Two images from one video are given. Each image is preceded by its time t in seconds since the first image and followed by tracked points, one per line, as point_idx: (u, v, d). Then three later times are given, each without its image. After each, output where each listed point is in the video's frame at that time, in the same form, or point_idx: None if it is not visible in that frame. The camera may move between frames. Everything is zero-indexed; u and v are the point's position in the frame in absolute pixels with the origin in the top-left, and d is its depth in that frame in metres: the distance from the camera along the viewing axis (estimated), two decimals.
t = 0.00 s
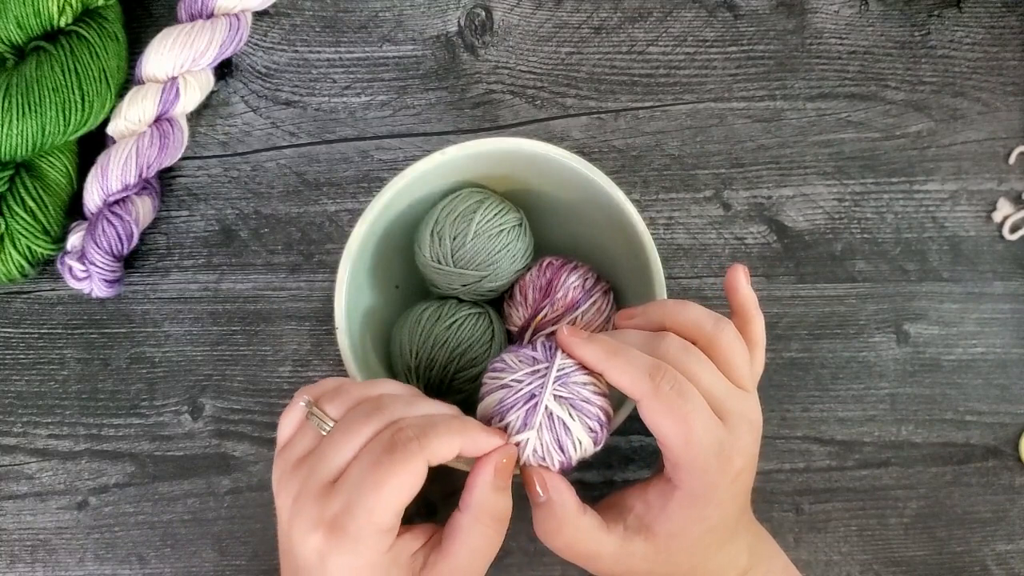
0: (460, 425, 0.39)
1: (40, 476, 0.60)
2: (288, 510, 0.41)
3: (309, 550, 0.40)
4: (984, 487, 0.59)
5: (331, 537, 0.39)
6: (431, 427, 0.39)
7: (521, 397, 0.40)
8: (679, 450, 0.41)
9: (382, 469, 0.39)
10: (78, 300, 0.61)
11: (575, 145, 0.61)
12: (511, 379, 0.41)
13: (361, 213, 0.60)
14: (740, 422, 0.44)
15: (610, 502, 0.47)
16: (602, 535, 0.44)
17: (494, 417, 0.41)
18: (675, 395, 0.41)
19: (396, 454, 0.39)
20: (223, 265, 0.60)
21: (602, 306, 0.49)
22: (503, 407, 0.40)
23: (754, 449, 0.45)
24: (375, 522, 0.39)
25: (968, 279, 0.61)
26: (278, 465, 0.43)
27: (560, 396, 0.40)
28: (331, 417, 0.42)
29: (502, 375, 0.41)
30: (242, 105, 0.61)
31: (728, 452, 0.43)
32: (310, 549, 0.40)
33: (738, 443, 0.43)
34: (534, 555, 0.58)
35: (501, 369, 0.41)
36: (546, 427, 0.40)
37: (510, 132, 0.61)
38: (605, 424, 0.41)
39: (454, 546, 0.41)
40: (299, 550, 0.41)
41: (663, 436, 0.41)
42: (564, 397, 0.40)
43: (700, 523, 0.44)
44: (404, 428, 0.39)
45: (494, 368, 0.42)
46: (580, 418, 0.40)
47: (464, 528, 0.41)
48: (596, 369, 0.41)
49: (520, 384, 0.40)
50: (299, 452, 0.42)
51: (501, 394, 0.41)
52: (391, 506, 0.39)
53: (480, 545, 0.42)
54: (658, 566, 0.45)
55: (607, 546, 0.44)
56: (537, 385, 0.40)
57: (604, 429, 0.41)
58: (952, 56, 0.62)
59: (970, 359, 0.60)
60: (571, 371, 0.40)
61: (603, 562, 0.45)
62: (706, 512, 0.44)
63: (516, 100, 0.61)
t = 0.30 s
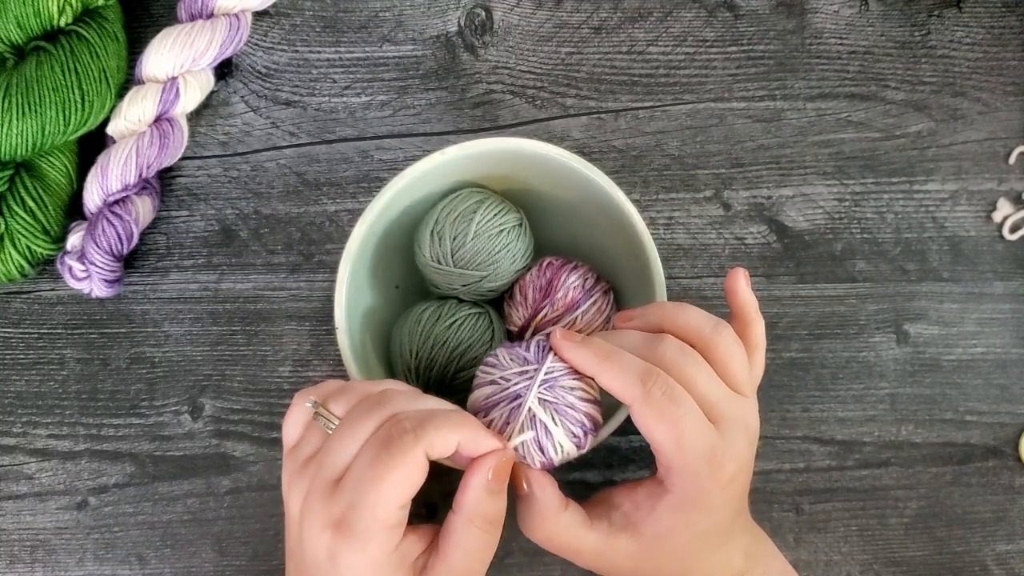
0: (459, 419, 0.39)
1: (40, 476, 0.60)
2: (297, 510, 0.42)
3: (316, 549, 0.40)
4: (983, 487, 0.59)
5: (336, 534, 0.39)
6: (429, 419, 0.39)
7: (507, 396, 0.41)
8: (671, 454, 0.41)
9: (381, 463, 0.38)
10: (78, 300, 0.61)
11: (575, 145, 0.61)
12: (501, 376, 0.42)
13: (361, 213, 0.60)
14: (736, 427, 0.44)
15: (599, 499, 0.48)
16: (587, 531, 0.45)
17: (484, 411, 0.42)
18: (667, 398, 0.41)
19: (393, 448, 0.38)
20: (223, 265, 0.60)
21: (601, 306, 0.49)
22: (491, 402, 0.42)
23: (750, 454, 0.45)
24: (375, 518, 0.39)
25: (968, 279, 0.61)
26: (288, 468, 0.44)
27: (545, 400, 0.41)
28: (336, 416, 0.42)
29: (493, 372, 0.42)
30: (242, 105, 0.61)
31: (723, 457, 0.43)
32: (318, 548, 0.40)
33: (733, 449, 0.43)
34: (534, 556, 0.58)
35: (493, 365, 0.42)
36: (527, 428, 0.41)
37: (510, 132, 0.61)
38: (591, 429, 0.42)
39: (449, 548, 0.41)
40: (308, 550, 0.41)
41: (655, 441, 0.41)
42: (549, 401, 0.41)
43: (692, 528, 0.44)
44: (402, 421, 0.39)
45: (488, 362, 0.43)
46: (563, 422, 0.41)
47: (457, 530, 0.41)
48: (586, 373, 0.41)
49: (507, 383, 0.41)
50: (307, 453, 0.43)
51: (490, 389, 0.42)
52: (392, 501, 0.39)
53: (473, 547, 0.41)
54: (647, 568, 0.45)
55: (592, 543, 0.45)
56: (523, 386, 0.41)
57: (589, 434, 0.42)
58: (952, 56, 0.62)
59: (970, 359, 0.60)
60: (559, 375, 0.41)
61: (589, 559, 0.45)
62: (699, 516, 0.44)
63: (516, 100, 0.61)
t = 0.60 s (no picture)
0: (444, 403, 0.39)
1: (40, 476, 0.60)
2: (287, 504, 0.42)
3: (305, 541, 0.41)
4: (984, 487, 0.59)
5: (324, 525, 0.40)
6: (413, 406, 0.39)
7: (495, 408, 0.41)
8: (660, 464, 0.41)
9: (366, 451, 0.39)
10: (78, 300, 0.61)
11: (575, 145, 0.61)
12: (490, 387, 0.41)
13: (361, 213, 0.60)
14: (728, 436, 0.43)
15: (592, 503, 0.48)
16: (575, 536, 0.46)
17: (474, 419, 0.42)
18: (656, 409, 0.41)
19: (377, 436, 0.39)
20: (223, 265, 0.60)
21: (601, 306, 0.49)
22: (480, 412, 0.42)
23: (744, 463, 0.45)
24: (362, 506, 0.39)
25: (968, 279, 0.61)
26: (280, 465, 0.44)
27: (532, 414, 0.40)
28: (321, 410, 0.43)
29: (483, 383, 0.42)
30: (242, 105, 0.61)
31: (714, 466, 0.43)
32: (307, 540, 0.40)
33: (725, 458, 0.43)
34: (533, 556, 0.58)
35: (484, 374, 0.42)
36: (515, 441, 0.41)
37: (510, 132, 0.61)
38: (579, 442, 0.41)
39: (440, 533, 0.41)
40: (298, 543, 0.41)
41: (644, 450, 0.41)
42: (536, 416, 0.40)
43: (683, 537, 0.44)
44: (386, 410, 0.39)
45: (479, 371, 0.43)
46: (550, 437, 0.40)
47: (448, 516, 0.41)
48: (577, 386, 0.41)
49: (496, 394, 0.41)
50: (295, 447, 0.43)
51: (481, 400, 0.42)
52: (379, 488, 0.39)
53: (465, 532, 0.42)
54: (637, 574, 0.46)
55: (581, 547, 0.46)
56: (512, 399, 0.41)
57: (577, 446, 0.42)
58: (953, 56, 0.62)
59: (970, 359, 0.60)
60: (548, 390, 0.41)
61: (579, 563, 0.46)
62: (690, 525, 0.44)
63: (516, 100, 0.61)
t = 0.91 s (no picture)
0: (442, 405, 0.39)
1: (40, 476, 0.60)
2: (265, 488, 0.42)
3: (276, 523, 0.40)
4: (984, 487, 0.59)
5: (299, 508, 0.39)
6: (409, 406, 0.39)
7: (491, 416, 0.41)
8: (658, 471, 0.41)
9: (355, 442, 0.39)
10: (78, 300, 0.61)
11: (575, 145, 0.61)
12: (486, 395, 0.42)
13: (361, 213, 0.60)
14: (727, 441, 0.43)
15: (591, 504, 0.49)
16: (571, 538, 0.46)
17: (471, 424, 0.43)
18: (652, 415, 0.40)
19: (369, 429, 0.39)
20: (223, 265, 0.60)
21: (601, 306, 0.49)
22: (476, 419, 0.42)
23: (742, 468, 0.45)
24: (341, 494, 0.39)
25: (968, 279, 0.61)
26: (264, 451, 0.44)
27: (527, 423, 0.40)
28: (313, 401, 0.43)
29: (479, 389, 0.42)
30: (242, 105, 0.61)
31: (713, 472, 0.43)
32: (279, 521, 0.40)
33: (723, 464, 0.43)
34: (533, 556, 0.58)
35: (480, 381, 0.42)
36: (510, 449, 0.41)
37: (510, 132, 0.61)
38: (575, 449, 0.42)
39: (433, 522, 0.41)
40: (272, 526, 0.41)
41: (641, 458, 0.41)
42: (531, 425, 0.40)
43: (682, 543, 0.44)
44: (382, 406, 0.40)
45: (476, 376, 0.43)
46: (544, 445, 0.41)
47: (446, 506, 0.41)
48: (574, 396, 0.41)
49: (492, 402, 0.41)
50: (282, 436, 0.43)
51: (477, 406, 0.42)
52: (363, 480, 0.39)
53: (462, 524, 0.42)
54: None
55: (577, 549, 0.46)
56: (507, 409, 0.41)
57: (573, 453, 0.42)
58: (952, 56, 0.62)
59: (970, 359, 0.60)
60: (543, 399, 0.41)
61: (576, 564, 0.47)
62: (689, 531, 0.44)
63: (516, 100, 0.61)
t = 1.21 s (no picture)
0: (444, 415, 0.39)
1: (40, 476, 0.60)
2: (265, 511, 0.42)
3: (284, 548, 0.40)
4: (984, 487, 0.59)
5: (306, 532, 0.40)
6: (411, 422, 0.39)
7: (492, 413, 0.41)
8: (659, 471, 0.41)
9: (360, 464, 0.39)
10: (78, 300, 0.61)
11: (575, 145, 0.61)
12: (488, 392, 0.42)
13: (361, 213, 0.60)
14: (730, 443, 0.43)
15: (591, 500, 0.49)
16: (570, 533, 0.46)
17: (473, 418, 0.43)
18: (656, 417, 0.40)
19: (373, 450, 0.39)
20: (223, 265, 0.60)
21: (601, 306, 0.49)
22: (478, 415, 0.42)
23: (744, 471, 0.45)
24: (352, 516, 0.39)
25: (968, 279, 0.61)
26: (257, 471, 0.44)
27: (527, 422, 0.41)
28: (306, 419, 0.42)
29: (482, 386, 0.42)
30: (242, 105, 0.61)
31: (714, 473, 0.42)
32: (286, 547, 0.40)
33: (726, 466, 0.43)
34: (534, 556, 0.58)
35: (484, 377, 0.42)
36: (510, 446, 0.41)
37: (510, 132, 0.61)
38: (575, 447, 0.42)
39: (438, 521, 0.41)
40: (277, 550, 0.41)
41: (643, 458, 0.41)
42: (531, 425, 0.41)
43: (681, 543, 0.44)
44: (384, 425, 0.40)
45: (480, 372, 0.43)
46: (543, 445, 0.41)
47: (448, 504, 0.41)
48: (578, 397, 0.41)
49: (494, 400, 0.41)
50: (278, 454, 0.43)
51: (479, 402, 0.42)
52: (370, 502, 0.39)
53: (464, 522, 0.42)
54: None
55: (576, 544, 0.46)
56: (508, 407, 0.41)
57: (572, 451, 0.42)
58: (952, 56, 0.62)
59: (970, 359, 0.60)
60: (545, 400, 0.41)
61: (574, 558, 0.47)
62: (689, 532, 0.43)
63: (516, 100, 0.61)
